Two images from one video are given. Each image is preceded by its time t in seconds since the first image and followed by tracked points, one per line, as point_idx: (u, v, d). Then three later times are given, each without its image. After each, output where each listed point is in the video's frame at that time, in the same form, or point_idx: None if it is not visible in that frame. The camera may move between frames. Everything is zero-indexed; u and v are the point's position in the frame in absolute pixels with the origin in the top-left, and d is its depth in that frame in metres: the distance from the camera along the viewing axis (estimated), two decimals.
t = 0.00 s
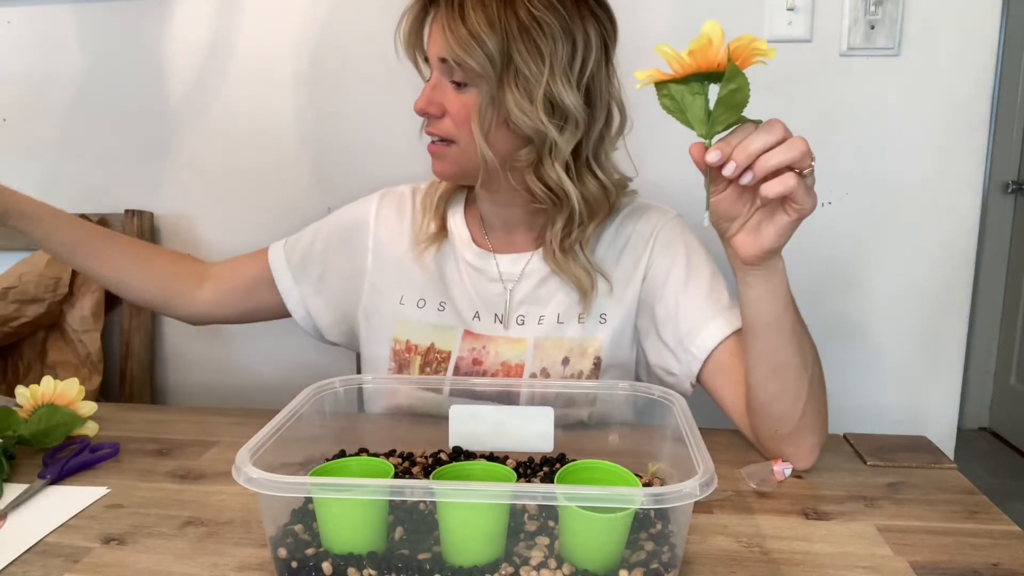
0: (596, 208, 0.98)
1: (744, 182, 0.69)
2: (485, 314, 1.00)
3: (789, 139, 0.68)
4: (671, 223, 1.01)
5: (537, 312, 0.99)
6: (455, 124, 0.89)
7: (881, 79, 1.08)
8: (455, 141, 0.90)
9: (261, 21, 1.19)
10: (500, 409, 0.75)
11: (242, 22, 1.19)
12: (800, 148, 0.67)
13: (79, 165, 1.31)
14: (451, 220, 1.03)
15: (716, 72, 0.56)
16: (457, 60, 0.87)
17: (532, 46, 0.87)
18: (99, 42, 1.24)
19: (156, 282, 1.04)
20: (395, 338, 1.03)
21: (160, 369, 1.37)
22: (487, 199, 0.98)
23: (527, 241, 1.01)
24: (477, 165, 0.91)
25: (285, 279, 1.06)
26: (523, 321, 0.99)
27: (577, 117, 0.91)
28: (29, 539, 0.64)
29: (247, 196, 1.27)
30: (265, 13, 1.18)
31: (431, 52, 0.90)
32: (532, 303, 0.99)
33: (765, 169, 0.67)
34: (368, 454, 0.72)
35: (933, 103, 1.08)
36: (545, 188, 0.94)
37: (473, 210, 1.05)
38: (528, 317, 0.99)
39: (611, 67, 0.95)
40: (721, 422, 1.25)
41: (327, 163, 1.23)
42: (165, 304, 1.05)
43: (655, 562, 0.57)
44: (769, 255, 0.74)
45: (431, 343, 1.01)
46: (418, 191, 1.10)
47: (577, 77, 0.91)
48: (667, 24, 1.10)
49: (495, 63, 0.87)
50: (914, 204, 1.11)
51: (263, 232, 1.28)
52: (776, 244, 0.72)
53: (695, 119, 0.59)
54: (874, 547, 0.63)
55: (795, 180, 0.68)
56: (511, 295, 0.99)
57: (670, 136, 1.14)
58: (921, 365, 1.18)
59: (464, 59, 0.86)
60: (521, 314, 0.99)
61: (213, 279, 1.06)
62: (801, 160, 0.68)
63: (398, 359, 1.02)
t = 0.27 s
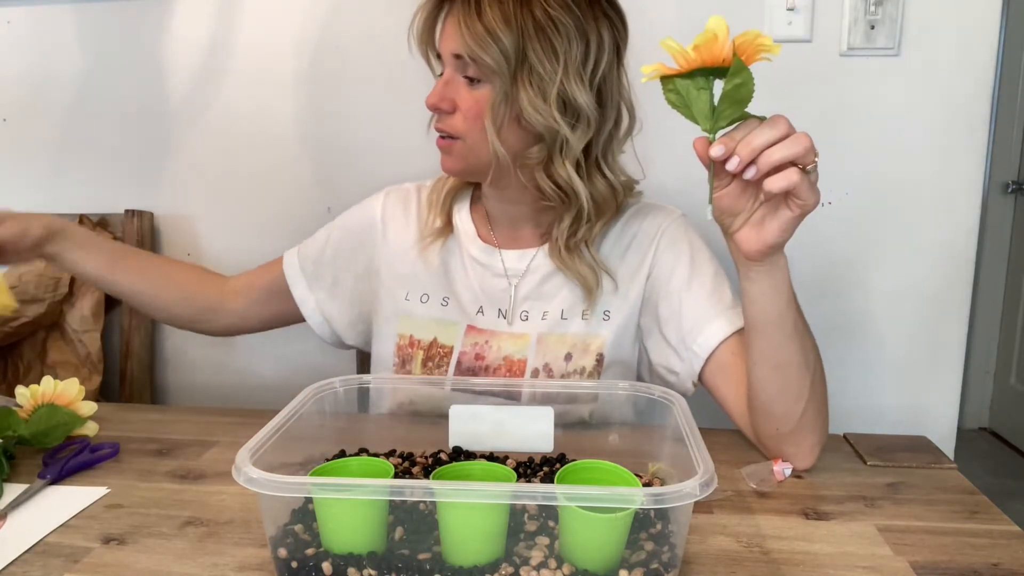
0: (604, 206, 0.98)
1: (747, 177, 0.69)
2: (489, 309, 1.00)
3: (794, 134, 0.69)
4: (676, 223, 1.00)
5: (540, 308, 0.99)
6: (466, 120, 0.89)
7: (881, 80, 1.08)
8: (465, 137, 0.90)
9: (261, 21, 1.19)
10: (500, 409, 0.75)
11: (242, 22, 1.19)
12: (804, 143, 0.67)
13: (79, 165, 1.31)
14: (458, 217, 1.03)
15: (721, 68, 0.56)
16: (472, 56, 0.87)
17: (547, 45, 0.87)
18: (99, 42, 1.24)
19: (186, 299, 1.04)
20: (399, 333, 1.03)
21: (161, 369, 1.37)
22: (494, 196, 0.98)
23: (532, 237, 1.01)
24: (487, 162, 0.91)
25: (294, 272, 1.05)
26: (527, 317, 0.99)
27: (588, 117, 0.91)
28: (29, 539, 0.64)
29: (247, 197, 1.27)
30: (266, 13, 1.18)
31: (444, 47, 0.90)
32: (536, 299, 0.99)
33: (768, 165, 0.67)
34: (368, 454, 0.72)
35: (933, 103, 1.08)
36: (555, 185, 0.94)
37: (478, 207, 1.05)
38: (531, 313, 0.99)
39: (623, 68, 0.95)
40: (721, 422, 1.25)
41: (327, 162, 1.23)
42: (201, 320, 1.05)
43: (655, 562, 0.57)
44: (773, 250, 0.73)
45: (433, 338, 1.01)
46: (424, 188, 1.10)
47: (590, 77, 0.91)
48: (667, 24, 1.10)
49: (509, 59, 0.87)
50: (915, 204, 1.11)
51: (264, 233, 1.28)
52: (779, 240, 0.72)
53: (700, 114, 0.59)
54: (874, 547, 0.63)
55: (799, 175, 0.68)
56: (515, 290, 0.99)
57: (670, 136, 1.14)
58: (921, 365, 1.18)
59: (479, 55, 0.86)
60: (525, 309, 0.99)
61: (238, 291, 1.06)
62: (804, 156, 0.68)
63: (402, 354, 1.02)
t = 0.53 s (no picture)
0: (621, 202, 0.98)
1: (756, 172, 0.69)
2: (493, 309, 1.00)
3: (803, 130, 0.69)
4: (679, 222, 1.01)
5: (544, 307, 0.99)
6: (479, 126, 0.88)
7: (881, 80, 1.08)
8: (478, 143, 0.89)
9: (261, 21, 1.19)
10: (500, 409, 0.75)
11: (242, 22, 1.19)
12: (814, 139, 0.68)
13: (80, 165, 1.31)
14: (461, 217, 1.03)
15: (733, 63, 0.56)
16: (481, 61, 0.86)
17: (556, 45, 0.88)
18: (99, 42, 1.24)
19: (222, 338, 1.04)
20: (402, 334, 1.03)
21: (160, 370, 1.37)
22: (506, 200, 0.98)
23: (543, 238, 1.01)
24: (502, 166, 0.91)
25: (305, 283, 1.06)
26: (531, 316, 0.99)
27: (601, 114, 0.92)
28: (29, 539, 0.64)
29: (247, 197, 1.27)
30: (266, 14, 1.18)
31: (450, 55, 0.89)
32: (540, 298, 0.99)
33: (778, 160, 0.67)
34: (368, 454, 0.72)
35: (933, 103, 1.08)
36: (571, 183, 0.94)
37: (483, 209, 1.05)
38: (535, 312, 0.99)
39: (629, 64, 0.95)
40: (722, 422, 1.25)
41: (328, 163, 1.23)
42: (239, 355, 1.05)
43: (655, 562, 0.57)
44: (779, 246, 0.74)
45: (436, 339, 1.01)
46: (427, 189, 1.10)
47: (600, 74, 0.91)
48: (667, 24, 1.10)
49: (519, 62, 0.87)
50: (915, 204, 1.11)
51: (264, 233, 1.28)
52: (786, 235, 0.73)
53: (711, 109, 0.59)
54: (874, 547, 0.63)
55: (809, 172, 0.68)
56: (520, 289, 0.99)
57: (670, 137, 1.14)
58: (921, 365, 1.18)
59: (489, 60, 0.86)
60: (529, 308, 0.99)
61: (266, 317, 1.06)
62: (814, 152, 0.68)
63: (404, 355, 1.02)
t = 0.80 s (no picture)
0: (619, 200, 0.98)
1: (753, 173, 0.69)
2: (493, 309, 1.00)
3: (800, 132, 0.69)
4: (678, 222, 1.01)
5: (544, 308, 0.99)
6: (475, 129, 0.89)
7: (882, 80, 1.08)
8: (476, 145, 0.90)
9: (262, 21, 1.19)
10: (500, 409, 0.75)
11: (242, 22, 1.19)
12: (811, 141, 0.68)
13: (80, 165, 1.31)
14: (461, 217, 1.03)
15: (729, 66, 0.56)
16: (477, 64, 0.87)
17: (552, 47, 0.87)
18: (99, 43, 1.24)
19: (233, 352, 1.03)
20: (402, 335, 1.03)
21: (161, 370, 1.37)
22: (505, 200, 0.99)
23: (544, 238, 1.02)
24: (499, 168, 0.91)
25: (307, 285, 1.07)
26: (531, 316, 0.99)
27: (598, 115, 0.91)
28: (28, 539, 0.64)
29: (247, 198, 1.27)
30: (267, 14, 1.18)
31: (448, 57, 0.90)
32: (540, 299, 0.99)
33: (776, 161, 0.67)
34: (368, 454, 0.72)
35: (933, 103, 1.08)
36: (569, 184, 0.95)
37: (483, 209, 1.05)
38: (535, 312, 0.99)
39: (628, 63, 0.95)
40: (722, 422, 1.25)
41: (327, 163, 1.23)
42: (242, 363, 1.05)
43: (655, 562, 0.57)
44: (778, 247, 0.74)
45: (436, 339, 1.01)
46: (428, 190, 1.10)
47: (597, 75, 0.91)
48: (667, 24, 1.10)
49: (515, 65, 0.87)
50: (915, 204, 1.11)
51: (264, 233, 1.28)
52: (784, 237, 0.73)
53: (707, 111, 0.59)
54: (874, 547, 0.63)
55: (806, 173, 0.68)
56: (520, 290, 0.99)
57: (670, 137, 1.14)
58: (921, 365, 1.18)
59: (484, 63, 0.86)
60: (529, 309, 0.99)
61: (271, 329, 1.06)
62: (811, 154, 0.68)
63: (405, 357, 1.02)
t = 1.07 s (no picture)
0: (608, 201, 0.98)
1: (756, 174, 0.69)
2: (491, 311, 1.00)
3: (803, 133, 0.69)
4: (675, 222, 1.01)
5: (542, 309, 0.99)
6: (465, 127, 0.89)
7: (882, 80, 1.08)
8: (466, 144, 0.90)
9: (261, 21, 1.19)
10: (500, 409, 0.75)
11: (242, 22, 1.19)
12: (814, 142, 0.68)
13: (79, 165, 1.31)
14: (457, 218, 1.04)
15: (733, 67, 0.56)
16: (467, 62, 0.87)
17: (541, 45, 0.88)
18: (99, 43, 1.24)
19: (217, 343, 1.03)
20: (401, 337, 1.02)
21: (160, 370, 1.37)
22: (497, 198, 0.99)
23: (537, 238, 1.02)
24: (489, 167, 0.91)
25: (301, 285, 1.06)
26: (529, 318, 0.99)
27: (588, 114, 0.91)
28: (28, 539, 0.64)
29: (246, 197, 1.27)
30: (267, 14, 1.18)
31: (439, 56, 0.90)
32: (537, 301, 0.99)
33: (779, 162, 0.67)
34: (368, 454, 0.72)
35: (932, 103, 1.08)
36: (559, 184, 0.94)
37: (478, 209, 1.05)
38: (533, 314, 0.99)
39: (619, 63, 0.95)
40: (722, 422, 1.25)
41: (326, 163, 1.23)
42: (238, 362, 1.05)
43: (655, 562, 0.57)
44: (780, 249, 0.73)
45: (435, 342, 1.01)
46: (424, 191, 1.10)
47: (587, 74, 0.91)
48: (667, 24, 1.10)
49: (505, 63, 0.87)
50: (915, 203, 1.11)
51: (263, 233, 1.28)
52: (786, 238, 0.72)
53: (710, 112, 0.59)
54: (874, 547, 0.63)
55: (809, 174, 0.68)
56: (518, 292, 0.99)
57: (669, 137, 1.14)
58: (921, 365, 1.18)
59: (474, 61, 0.86)
60: (527, 311, 0.99)
61: (256, 322, 1.06)
62: (814, 155, 0.68)
63: (403, 359, 1.02)
